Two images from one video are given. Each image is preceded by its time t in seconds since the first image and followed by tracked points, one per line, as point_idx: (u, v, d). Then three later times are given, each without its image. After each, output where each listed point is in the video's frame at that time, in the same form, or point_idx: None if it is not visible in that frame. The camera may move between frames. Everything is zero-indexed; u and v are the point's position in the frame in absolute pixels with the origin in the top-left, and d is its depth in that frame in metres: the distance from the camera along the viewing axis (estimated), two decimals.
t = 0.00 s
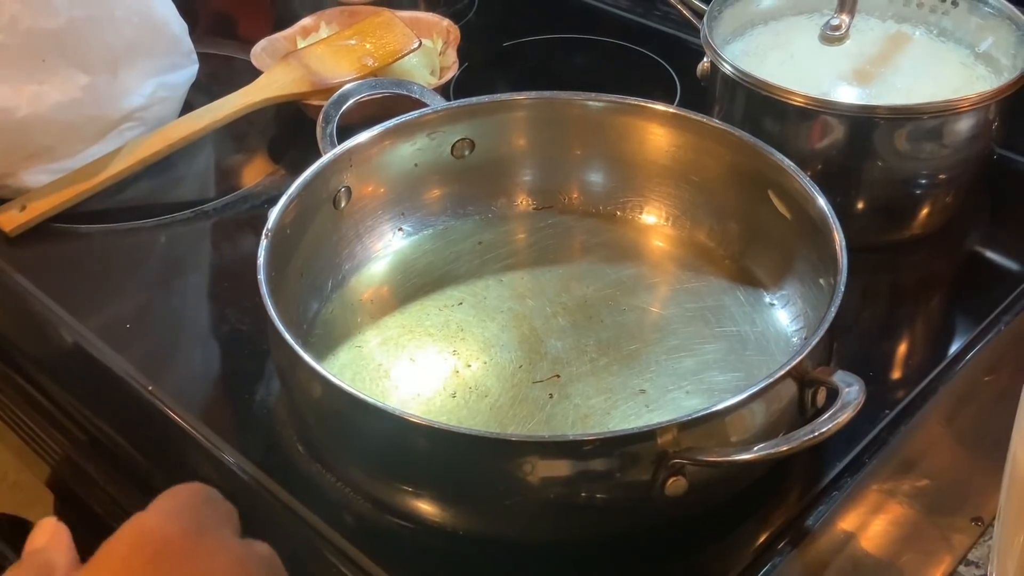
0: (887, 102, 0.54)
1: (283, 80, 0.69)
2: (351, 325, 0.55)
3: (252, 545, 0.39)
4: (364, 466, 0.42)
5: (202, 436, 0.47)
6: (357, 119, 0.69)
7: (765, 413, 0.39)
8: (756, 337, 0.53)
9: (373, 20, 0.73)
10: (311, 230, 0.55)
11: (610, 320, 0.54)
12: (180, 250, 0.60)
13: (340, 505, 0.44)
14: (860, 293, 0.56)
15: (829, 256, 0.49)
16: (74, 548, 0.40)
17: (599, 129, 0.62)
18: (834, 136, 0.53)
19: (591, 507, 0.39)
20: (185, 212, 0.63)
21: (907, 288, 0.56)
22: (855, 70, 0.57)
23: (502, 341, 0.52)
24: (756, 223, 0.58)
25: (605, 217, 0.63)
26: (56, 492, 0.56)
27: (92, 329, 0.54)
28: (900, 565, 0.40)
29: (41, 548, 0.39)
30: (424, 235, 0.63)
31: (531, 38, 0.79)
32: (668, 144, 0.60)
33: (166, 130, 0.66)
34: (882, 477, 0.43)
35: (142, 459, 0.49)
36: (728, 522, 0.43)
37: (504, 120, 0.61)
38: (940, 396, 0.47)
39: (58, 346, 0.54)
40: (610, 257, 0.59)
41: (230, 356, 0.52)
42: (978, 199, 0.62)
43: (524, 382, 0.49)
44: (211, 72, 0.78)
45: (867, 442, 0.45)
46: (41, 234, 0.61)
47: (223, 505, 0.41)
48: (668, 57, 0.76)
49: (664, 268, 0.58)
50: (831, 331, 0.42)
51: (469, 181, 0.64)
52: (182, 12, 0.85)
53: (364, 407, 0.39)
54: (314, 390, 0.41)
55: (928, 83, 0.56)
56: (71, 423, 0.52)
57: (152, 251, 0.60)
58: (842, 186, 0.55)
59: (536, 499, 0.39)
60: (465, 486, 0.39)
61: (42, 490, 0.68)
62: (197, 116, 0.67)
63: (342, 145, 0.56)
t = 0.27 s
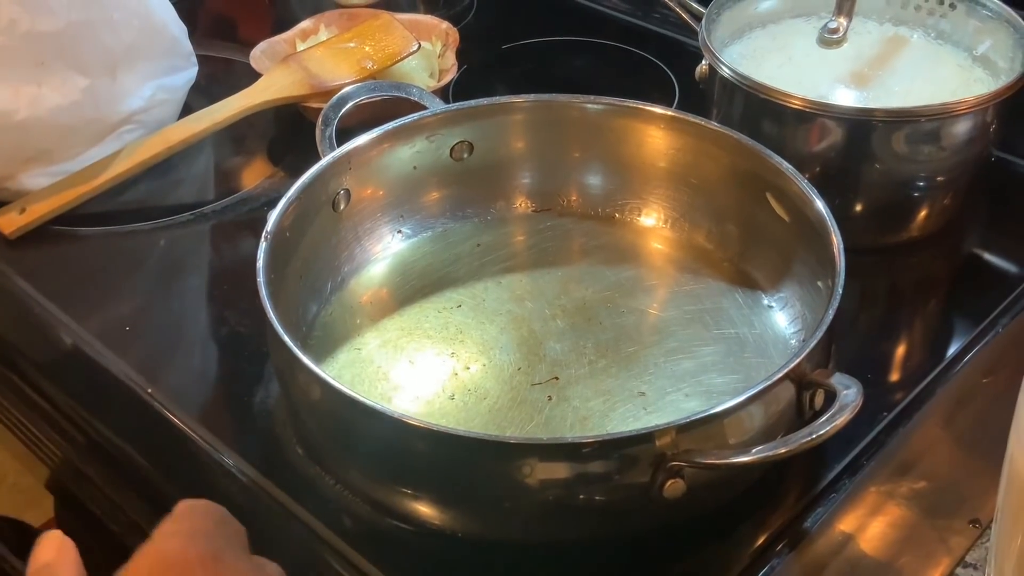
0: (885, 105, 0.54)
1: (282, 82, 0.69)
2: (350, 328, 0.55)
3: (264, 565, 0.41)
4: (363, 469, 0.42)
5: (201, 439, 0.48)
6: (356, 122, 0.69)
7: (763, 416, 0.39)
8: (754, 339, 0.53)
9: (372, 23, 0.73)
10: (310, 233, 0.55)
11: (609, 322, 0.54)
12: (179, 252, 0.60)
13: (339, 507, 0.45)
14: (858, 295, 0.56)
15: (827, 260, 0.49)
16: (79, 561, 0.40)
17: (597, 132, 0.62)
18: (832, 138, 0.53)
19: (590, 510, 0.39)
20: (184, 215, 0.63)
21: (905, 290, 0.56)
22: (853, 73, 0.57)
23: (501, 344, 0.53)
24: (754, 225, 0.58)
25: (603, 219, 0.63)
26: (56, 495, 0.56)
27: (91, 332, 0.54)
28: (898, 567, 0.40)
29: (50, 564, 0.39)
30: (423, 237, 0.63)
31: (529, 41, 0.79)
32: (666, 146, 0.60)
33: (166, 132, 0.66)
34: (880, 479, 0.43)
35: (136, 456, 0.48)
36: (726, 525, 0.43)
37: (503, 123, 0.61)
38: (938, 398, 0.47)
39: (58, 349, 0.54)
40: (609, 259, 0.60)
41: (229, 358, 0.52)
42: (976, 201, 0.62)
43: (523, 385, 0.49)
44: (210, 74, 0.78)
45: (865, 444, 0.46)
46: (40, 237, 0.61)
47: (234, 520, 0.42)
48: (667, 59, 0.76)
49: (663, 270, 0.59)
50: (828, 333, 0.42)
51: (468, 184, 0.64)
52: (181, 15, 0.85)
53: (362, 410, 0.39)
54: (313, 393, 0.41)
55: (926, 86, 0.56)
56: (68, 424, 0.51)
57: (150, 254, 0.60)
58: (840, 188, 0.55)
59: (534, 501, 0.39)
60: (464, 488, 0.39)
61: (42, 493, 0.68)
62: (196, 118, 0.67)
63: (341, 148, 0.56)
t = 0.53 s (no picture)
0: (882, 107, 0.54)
1: (280, 84, 0.69)
2: (348, 330, 0.55)
3: None
4: (361, 471, 0.42)
5: (198, 440, 0.47)
6: (355, 124, 0.69)
7: (760, 417, 0.39)
8: (752, 341, 0.53)
9: (371, 24, 0.74)
10: (308, 234, 0.55)
11: (607, 324, 0.54)
12: (177, 254, 0.60)
13: (337, 509, 0.45)
14: (856, 297, 0.56)
15: (825, 261, 0.49)
16: None
17: (595, 134, 0.62)
18: (830, 140, 0.54)
19: (588, 512, 0.39)
20: (183, 217, 0.63)
21: (903, 291, 0.56)
22: (851, 75, 0.57)
23: (499, 346, 0.53)
24: (752, 227, 0.58)
25: (602, 221, 0.63)
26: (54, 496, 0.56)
27: (89, 334, 0.54)
28: (896, 569, 0.40)
29: None
30: (421, 239, 0.63)
31: (528, 42, 0.79)
32: (664, 148, 0.60)
33: (164, 134, 0.66)
34: (878, 481, 0.43)
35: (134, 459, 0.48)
36: (725, 527, 0.43)
37: (501, 125, 0.61)
38: (935, 400, 0.47)
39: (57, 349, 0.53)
40: (607, 261, 0.60)
41: (228, 360, 0.52)
42: (974, 203, 0.62)
43: (522, 387, 0.49)
44: (209, 76, 0.78)
45: (863, 446, 0.46)
46: (38, 239, 0.61)
47: None
48: (665, 61, 0.76)
49: (661, 272, 0.59)
50: (826, 335, 0.42)
51: (466, 185, 0.64)
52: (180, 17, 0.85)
53: (360, 413, 0.39)
54: (311, 395, 0.41)
55: (923, 87, 0.56)
56: (67, 427, 0.51)
57: (149, 255, 0.60)
58: (838, 190, 0.55)
59: (532, 503, 0.39)
60: (462, 490, 0.39)
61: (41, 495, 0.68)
62: (195, 120, 0.67)
63: (339, 150, 0.56)
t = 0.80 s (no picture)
0: (882, 107, 0.54)
1: (280, 84, 0.69)
2: (348, 330, 0.55)
3: None
4: (361, 471, 0.42)
5: (196, 440, 0.48)
6: (354, 124, 0.69)
7: (760, 417, 0.39)
8: (752, 341, 0.53)
9: (370, 24, 0.73)
10: (307, 234, 0.55)
11: (607, 324, 0.54)
12: (176, 254, 0.60)
13: (337, 509, 0.44)
14: (856, 296, 0.56)
15: (824, 261, 0.49)
16: None
17: (595, 133, 0.62)
18: (830, 140, 0.53)
19: (588, 512, 0.39)
20: (182, 217, 0.63)
21: (903, 291, 0.56)
22: (850, 74, 0.57)
23: (498, 346, 0.52)
24: (752, 227, 0.58)
25: (601, 221, 0.63)
26: (54, 498, 0.55)
27: (88, 334, 0.54)
28: (896, 569, 0.40)
29: None
30: (421, 239, 0.63)
31: (527, 42, 0.79)
32: (663, 148, 0.60)
33: (163, 133, 0.66)
34: (878, 481, 0.43)
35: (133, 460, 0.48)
36: (724, 527, 0.43)
37: (501, 125, 0.61)
38: (935, 400, 0.47)
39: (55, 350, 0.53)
40: (607, 261, 0.60)
41: (227, 360, 0.52)
42: (973, 203, 0.62)
43: (521, 387, 0.49)
44: (208, 76, 0.78)
45: (863, 446, 0.45)
46: (37, 239, 0.61)
47: None
48: (665, 61, 0.76)
49: (661, 272, 0.59)
50: (826, 335, 0.42)
51: (466, 186, 0.64)
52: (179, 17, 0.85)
53: (360, 413, 0.39)
54: (310, 395, 0.41)
55: (923, 87, 0.56)
56: (67, 429, 0.51)
57: (148, 255, 0.60)
58: (838, 190, 0.55)
59: (532, 503, 0.39)
60: (462, 490, 0.39)
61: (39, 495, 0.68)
62: (194, 120, 0.67)
63: (338, 150, 0.56)
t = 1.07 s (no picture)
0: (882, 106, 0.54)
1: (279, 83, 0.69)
2: (347, 329, 0.55)
3: None
4: (361, 470, 0.42)
5: (196, 439, 0.48)
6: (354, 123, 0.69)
7: (760, 417, 0.39)
8: (752, 340, 0.53)
9: (370, 23, 0.74)
10: (307, 233, 0.55)
11: (606, 323, 0.54)
12: (176, 253, 0.60)
13: (336, 509, 0.44)
14: (856, 296, 0.56)
15: (825, 260, 0.49)
16: None
17: (594, 133, 0.62)
18: (830, 139, 0.53)
19: (588, 511, 0.39)
20: (182, 216, 0.63)
21: (903, 291, 0.56)
22: (850, 73, 0.57)
23: (498, 345, 0.52)
24: (751, 226, 0.58)
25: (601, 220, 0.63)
26: (54, 496, 0.55)
27: (87, 334, 0.54)
28: (896, 569, 0.40)
29: None
30: (420, 238, 0.62)
31: (527, 42, 0.79)
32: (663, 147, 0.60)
33: (162, 134, 0.68)
34: (878, 480, 0.43)
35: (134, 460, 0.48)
36: (724, 527, 0.43)
37: (500, 124, 0.61)
38: (935, 399, 0.47)
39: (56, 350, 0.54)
40: (607, 260, 0.60)
41: (227, 359, 0.52)
42: (973, 201, 0.62)
43: (521, 386, 0.49)
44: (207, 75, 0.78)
45: (863, 445, 0.45)
46: (37, 239, 0.61)
47: None
48: (664, 60, 0.76)
49: (660, 271, 0.59)
50: (826, 334, 0.42)
51: (465, 185, 0.64)
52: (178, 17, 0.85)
53: (359, 412, 0.39)
54: (310, 395, 0.41)
55: (923, 86, 0.56)
56: (67, 428, 0.51)
57: (147, 255, 0.60)
58: (838, 189, 0.55)
59: (532, 502, 0.39)
60: (463, 489, 0.39)
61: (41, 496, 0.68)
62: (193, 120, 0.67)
63: (338, 149, 0.56)
